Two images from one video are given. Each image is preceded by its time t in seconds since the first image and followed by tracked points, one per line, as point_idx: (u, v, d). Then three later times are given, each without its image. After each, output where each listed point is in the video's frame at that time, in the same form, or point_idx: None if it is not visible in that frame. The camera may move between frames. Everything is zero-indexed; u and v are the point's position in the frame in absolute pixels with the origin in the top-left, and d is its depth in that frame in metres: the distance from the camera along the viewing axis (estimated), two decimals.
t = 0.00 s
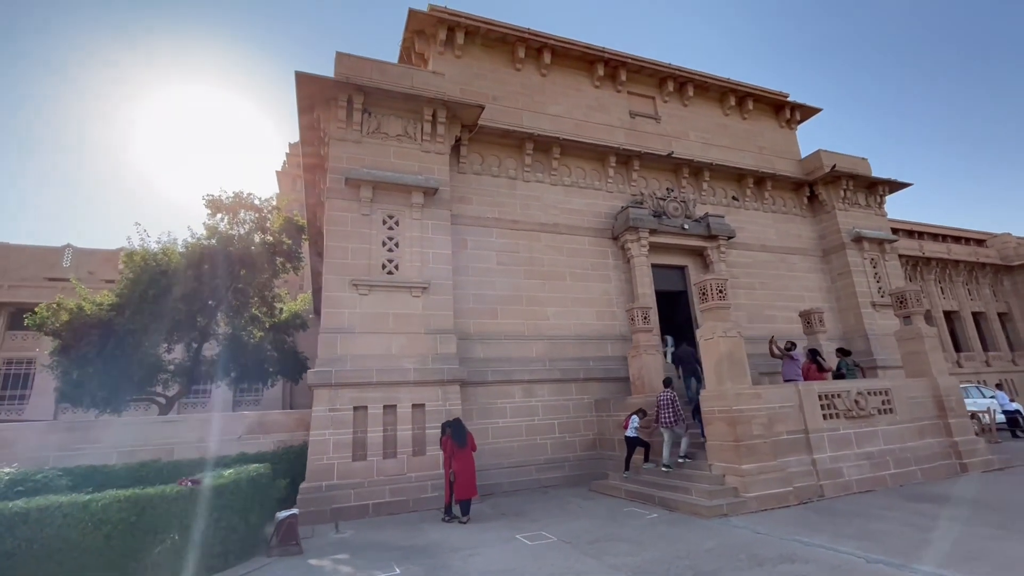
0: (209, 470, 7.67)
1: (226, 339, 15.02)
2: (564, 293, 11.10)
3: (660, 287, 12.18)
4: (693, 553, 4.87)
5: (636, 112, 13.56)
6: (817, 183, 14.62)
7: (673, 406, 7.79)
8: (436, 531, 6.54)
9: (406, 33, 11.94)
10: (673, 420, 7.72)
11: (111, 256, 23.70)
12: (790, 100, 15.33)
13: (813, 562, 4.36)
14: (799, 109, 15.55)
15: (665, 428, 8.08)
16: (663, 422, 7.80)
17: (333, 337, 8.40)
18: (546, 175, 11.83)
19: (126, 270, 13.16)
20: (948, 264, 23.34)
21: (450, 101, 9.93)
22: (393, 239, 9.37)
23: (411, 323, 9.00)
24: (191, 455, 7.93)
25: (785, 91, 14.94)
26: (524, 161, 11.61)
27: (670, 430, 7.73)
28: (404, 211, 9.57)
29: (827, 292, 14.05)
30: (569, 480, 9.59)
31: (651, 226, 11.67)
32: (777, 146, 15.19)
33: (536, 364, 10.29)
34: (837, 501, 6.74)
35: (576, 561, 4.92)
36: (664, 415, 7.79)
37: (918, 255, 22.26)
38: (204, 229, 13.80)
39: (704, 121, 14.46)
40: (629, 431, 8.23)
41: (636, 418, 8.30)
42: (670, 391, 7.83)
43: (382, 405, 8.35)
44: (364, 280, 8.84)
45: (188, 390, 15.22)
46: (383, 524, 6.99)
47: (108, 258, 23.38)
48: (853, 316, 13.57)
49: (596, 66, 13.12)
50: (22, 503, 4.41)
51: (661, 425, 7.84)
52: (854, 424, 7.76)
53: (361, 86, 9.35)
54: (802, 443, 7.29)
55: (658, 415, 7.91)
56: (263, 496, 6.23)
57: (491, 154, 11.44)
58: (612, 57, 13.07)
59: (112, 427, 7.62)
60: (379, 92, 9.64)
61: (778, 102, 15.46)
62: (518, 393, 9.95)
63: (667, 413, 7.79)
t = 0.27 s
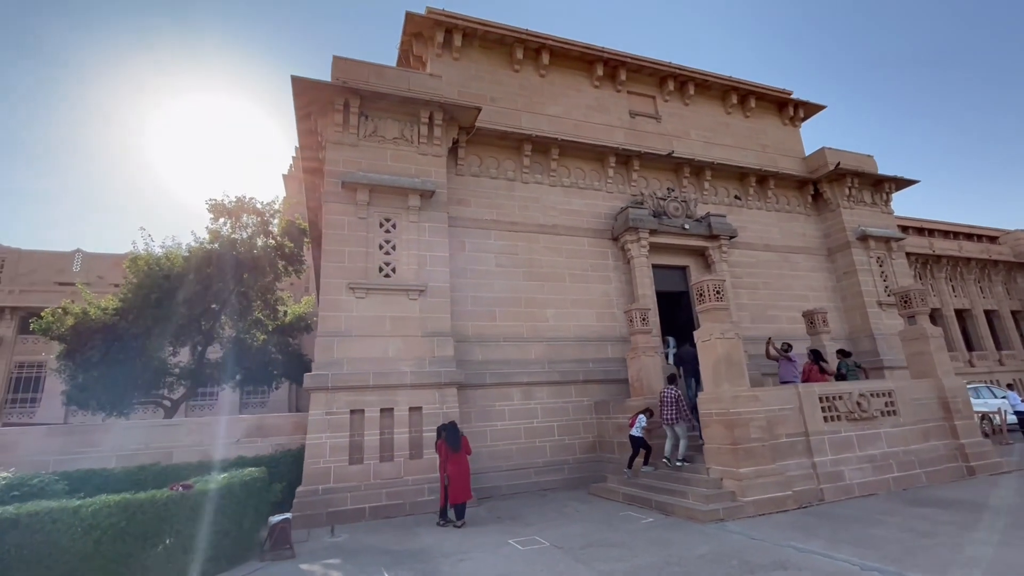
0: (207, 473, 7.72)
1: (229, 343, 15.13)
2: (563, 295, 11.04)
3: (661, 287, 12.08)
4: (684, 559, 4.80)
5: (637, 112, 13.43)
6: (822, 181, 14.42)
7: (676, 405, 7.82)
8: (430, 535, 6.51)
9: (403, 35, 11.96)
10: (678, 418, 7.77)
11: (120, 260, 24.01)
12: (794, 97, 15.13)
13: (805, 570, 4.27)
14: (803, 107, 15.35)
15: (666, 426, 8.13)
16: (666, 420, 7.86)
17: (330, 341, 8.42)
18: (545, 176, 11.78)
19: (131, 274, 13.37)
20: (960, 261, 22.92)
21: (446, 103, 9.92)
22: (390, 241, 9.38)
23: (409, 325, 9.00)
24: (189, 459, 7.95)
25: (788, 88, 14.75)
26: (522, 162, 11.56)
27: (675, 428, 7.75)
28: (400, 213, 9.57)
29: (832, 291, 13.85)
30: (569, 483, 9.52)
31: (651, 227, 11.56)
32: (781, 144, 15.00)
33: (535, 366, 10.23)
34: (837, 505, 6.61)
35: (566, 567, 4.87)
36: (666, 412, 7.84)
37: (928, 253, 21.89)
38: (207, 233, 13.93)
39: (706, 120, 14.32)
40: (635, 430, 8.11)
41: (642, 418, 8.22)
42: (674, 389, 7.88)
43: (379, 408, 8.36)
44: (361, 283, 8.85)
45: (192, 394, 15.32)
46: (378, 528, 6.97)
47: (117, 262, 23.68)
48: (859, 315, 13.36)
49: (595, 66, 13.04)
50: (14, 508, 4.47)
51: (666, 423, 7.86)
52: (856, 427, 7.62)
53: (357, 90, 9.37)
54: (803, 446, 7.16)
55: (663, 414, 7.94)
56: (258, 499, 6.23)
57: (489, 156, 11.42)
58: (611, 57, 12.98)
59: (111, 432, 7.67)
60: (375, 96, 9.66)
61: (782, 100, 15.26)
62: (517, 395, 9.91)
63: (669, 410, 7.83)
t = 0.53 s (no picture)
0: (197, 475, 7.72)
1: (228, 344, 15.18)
2: (559, 295, 10.99)
3: (658, 287, 11.99)
4: (671, 562, 4.73)
5: (634, 111, 13.34)
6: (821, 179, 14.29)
7: (674, 401, 7.81)
8: (420, 538, 6.46)
9: (398, 36, 11.96)
10: (675, 414, 7.76)
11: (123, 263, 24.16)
12: (793, 95, 15.00)
13: (792, 572, 4.19)
14: (802, 104, 15.22)
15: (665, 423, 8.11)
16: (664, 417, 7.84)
17: (322, 342, 8.41)
18: (540, 175, 11.74)
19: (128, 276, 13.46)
20: (965, 259, 22.67)
21: (439, 103, 9.90)
22: (383, 242, 9.36)
23: (402, 326, 8.97)
24: (182, 460, 7.95)
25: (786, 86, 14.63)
26: (518, 162, 11.52)
27: (673, 424, 7.72)
28: (394, 214, 9.55)
29: (833, 290, 13.72)
30: (564, 484, 9.46)
31: (648, 226, 11.48)
32: (780, 141, 14.88)
33: (530, 366, 10.18)
34: (832, 506, 6.52)
35: (551, 569, 4.81)
36: (664, 409, 7.83)
37: (932, 251, 21.65)
38: (205, 235, 13.98)
39: (704, 118, 14.23)
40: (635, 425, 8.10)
41: (643, 413, 8.19)
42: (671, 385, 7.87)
43: (371, 409, 8.34)
44: (354, 283, 8.83)
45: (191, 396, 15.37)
46: (369, 530, 6.94)
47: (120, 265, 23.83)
48: (860, 314, 13.21)
49: (591, 65, 12.97)
50: None
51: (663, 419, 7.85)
52: (853, 427, 7.51)
53: (349, 90, 9.37)
54: (798, 446, 7.07)
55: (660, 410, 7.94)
56: (247, 499, 6.21)
57: (484, 156, 11.39)
58: (607, 56, 12.92)
59: (104, 433, 7.69)
60: (368, 96, 9.65)
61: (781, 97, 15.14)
62: (512, 396, 9.86)
63: (667, 407, 7.82)
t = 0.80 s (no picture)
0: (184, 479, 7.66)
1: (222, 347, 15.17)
2: (552, 297, 10.93)
3: (652, 289, 11.92)
4: (655, 569, 4.66)
5: (628, 111, 13.29)
6: (817, 179, 14.22)
7: (668, 402, 7.73)
8: (406, 543, 6.39)
9: (391, 37, 11.92)
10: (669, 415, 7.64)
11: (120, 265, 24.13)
12: (789, 96, 14.93)
13: None
14: (798, 105, 15.14)
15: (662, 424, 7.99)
16: (659, 418, 7.74)
17: (311, 345, 8.36)
18: (533, 177, 11.68)
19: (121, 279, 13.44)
20: (963, 260, 22.56)
21: (430, 105, 9.85)
22: (374, 244, 9.31)
23: (392, 329, 8.91)
24: (169, 465, 7.91)
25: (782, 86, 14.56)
26: (510, 163, 11.46)
27: (668, 425, 7.63)
28: (384, 216, 9.50)
29: (829, 291, 13.64)
30: (556, 488, 9.39)
31: (641, 227, 11.42)
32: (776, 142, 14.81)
33: (522, 369, 10.11)
34: (823, 511, 6.44)
35: None
36: (658, 410, 7.75)
37: (930, 252, 21.55)
38: (198, 238, 13.96)
39: (699, 119, 14.15)
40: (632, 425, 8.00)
41: (639, 412, 8.06)
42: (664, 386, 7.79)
43: (361, 413, 8.28)
44: (343, 286, 8.78)
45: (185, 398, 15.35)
46: (356, 535, 6.87)
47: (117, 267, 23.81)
48: (856, 315, 13.13)
49: (585, 66, 12.91)
50: None
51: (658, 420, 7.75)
52: (845, 430, 7.44)
53: (339, 92, 9.34)
54: (789, 450, 7.00)
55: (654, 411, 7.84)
56: (231, 505, 6.17)
57: (476, 157, 11.34)
58: (601, 56, 12.85)
59: (90, 437, 7.64)
60: (359, 98, 9.61)
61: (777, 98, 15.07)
62: (504, 399, 9.79)
63: (661, 408, 7.74)
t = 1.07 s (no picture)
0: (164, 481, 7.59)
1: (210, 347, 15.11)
2: (541, 297, 10.87)
3: (642, 289, 11.88)
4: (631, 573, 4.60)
5: (619, 112, 13.25)
6: (808, 180, 14.20)
7: (656, 399, 7.80)
8: (387, 547, 6.32)
9: (380, 37, 11.87)
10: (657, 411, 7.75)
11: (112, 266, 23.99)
12: (780, 97, 14.92)
13: None
14: (790, 106, 15.13)
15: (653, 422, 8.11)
16: (647, 415, 7.82)
17: (295, 346, 8.29)
18: (523, 177, 11.64)
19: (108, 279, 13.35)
20: (956, 261, 22.58)
21: (417, 105, 9.80)
22: (359, 244, 9.25)
23: (377, 330, 8.85)
24: (150, 468, 7.83)
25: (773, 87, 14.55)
26: (499, 163, 11.42)
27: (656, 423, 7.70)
28: (370, 216, 9.44)
29: (820, 292, 13.62)
30: (543, 490, 9.33)
31: (630, 228, 11.37)
32: (767, 143, 14.79)
33: (510, 370, 10.05)
34: (807, 513, 6.40)
35: None
36: (647, 407, 7.82)
37: (923, 253, 21.56)
38: (187, 238, 13.89)
39: (691, 119, 14.11)
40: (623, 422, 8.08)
41: (629, 408, 8.10)
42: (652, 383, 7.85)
43: (345, 414, 8.21)
44: (328, 287, 8.71)
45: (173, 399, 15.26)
46: (336, 538, 6.80)
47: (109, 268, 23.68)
48: (847, 316, 13.11)
49: (575, 66, 12.88)
50: None
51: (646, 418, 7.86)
52: (831, 431, 7.40)
53: (325, 91, 9.29)
54: (774, 452, 6.95)
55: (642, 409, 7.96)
56: (210, 508, 6.13)
57: (465, 157, 11.29)
58: (591, 57, 12.82)
59: (70, 440, 7.59)
60: (345, 97, 9.56)
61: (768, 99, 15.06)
62: (491, 400, 9.73)
63: (649, 405, 7.81)
